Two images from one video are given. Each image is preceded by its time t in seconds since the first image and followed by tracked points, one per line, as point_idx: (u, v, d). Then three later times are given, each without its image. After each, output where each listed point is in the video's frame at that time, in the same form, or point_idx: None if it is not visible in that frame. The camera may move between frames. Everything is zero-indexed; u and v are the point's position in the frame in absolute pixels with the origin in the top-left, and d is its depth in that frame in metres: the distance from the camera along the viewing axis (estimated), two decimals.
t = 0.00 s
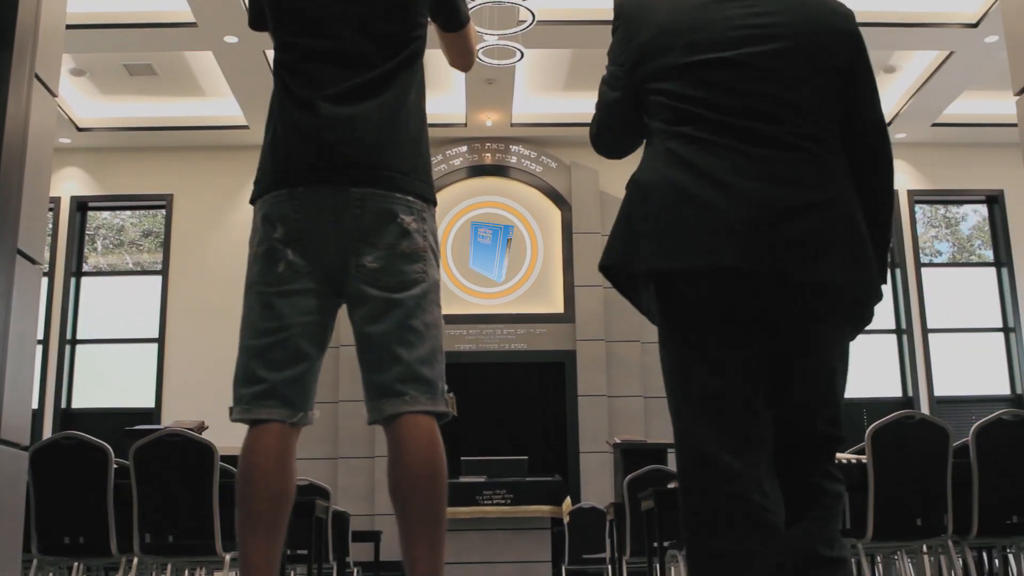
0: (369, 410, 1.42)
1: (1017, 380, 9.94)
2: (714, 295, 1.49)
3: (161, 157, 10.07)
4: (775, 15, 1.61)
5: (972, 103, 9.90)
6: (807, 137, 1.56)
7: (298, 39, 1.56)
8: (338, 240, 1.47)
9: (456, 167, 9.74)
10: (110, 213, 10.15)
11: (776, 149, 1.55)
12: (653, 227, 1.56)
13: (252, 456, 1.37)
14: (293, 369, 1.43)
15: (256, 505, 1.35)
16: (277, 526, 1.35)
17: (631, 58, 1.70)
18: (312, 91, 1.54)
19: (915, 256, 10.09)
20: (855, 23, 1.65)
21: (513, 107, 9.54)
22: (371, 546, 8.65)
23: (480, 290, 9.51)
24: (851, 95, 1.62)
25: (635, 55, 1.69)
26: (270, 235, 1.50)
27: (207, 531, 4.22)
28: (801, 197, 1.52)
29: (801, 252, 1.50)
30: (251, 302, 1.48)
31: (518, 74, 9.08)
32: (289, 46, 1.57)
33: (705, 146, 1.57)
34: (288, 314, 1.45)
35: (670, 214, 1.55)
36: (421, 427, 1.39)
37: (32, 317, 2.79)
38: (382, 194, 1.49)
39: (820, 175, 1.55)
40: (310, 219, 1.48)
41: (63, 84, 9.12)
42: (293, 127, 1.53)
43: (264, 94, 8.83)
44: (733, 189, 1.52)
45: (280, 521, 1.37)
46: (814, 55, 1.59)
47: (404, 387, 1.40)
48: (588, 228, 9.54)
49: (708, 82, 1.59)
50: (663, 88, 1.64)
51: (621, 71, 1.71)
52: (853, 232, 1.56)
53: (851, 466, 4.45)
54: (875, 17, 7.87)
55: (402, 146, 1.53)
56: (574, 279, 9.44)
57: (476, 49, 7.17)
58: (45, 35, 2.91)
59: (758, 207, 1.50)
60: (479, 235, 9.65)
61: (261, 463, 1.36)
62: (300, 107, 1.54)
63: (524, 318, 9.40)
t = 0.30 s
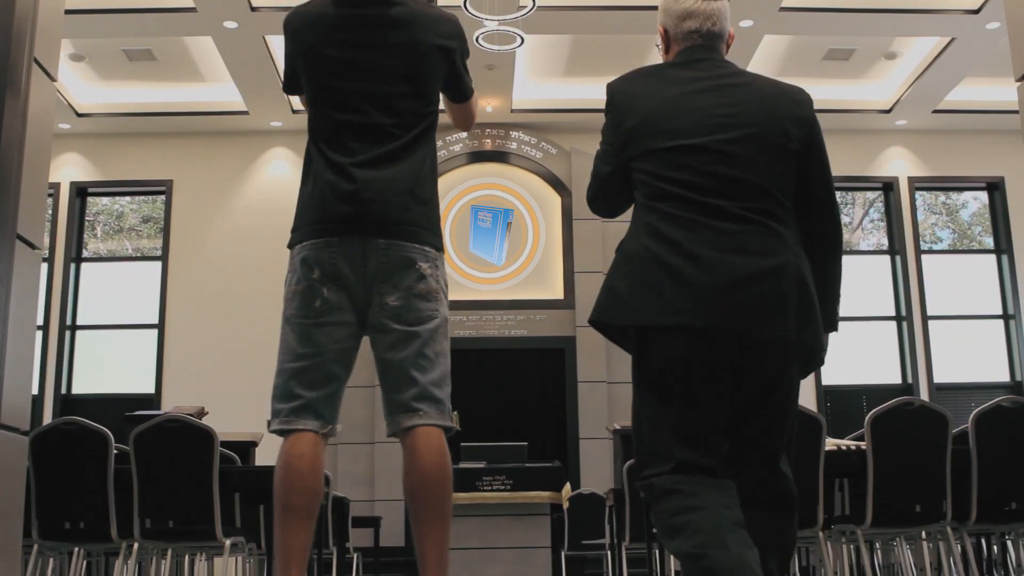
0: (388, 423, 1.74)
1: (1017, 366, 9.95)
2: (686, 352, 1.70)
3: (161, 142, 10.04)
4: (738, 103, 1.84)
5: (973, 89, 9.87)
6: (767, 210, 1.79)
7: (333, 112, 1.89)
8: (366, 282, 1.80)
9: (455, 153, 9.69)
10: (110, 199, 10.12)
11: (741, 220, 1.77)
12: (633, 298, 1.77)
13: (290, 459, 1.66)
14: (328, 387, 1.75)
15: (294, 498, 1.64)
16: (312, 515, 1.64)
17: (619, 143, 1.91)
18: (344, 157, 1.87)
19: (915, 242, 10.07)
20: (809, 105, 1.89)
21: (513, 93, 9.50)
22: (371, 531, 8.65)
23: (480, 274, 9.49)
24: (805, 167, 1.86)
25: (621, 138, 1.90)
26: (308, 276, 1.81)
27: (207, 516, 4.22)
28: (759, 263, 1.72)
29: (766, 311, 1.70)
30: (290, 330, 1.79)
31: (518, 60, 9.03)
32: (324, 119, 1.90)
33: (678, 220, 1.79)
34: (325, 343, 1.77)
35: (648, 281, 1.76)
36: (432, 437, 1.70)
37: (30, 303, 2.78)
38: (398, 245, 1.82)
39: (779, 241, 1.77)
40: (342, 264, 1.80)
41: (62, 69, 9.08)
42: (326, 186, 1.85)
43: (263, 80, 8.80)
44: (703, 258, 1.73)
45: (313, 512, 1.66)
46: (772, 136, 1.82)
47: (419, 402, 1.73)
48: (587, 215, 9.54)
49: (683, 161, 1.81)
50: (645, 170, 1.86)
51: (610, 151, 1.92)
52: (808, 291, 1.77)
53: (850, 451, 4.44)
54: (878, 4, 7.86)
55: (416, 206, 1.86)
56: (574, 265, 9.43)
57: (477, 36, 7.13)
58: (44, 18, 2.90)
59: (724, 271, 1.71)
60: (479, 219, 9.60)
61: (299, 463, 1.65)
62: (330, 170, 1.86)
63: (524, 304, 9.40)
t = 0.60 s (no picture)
0: (396, 430, 2.09)
1: (1016, 355, 9.94)
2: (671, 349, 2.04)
3: (161, 130, 10.02)
4: (716, 142, 2.19)
5: (974, 78, 9.84)
6: (741, 233, 2.13)
7: (348, 157, 2.25)
8: (375, 309, 2.15)
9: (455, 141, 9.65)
10: (110, 187, 10.10)
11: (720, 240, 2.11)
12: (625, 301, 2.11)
13: (311, 461, 2.03)
14: (343, 398, 2.11)
15: (314, 496, 2.00)
16: (329, 510, 2.00)
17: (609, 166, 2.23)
18: (358, 197, 2.22)
19: (915, 231, 10.05)
20: (776, 145, 2.24)
21: (513, 81, 9.46)
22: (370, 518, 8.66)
23: (480, 264, 9.49)
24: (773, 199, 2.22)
25: (613, 168, 2.22)
26: (326, 303, 2.16)
27: (207, 504, 4.21)
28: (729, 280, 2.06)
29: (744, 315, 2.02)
30: (312, 349, 2.16)
31: (518, 48, 9.00)
32: (341, 163, 2.26)
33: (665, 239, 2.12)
34: (340, 363, 2.13)
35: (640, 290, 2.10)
36: (430, 442, 2.05)
37: (30, 291, 2.77)
38: (405, 276, 2.18)
39: (751, 260, 2.11)
40: (356, 294, 2.16)
41: (61, 57, 9.05)
42: (341, 222, 2.21)
43: (262, 68, 8.76)
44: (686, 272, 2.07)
45: (331, 508, 2.02)
46: (746, 170, 2.16)
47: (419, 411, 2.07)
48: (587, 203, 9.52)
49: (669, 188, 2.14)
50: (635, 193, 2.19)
51: (601, 181, 2.25)
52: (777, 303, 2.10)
53: (850, 440, 4.43)
54: None
55: (421, 243, 2.22)
56: (574, 254, 9.42)
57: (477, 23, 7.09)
58: (43, 4, 2.88)
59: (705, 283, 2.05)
60: (479, 208, 9.57)
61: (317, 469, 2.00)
62: (346, 207, 2.21)
63: (525, 292, 9.38)
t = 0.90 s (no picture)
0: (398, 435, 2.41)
1: (1016, 344, 9.94)
2: (640, 363, 2.21)
3: (160, 117, 9.99)
4: (681, 170, 2.35)
5: (976, 66, 9.80)
6: (703, 256, 2.32)
7: (356, 197, 2.52)
8: (382, 331, 2.45)
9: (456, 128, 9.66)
10: (110, 174, 10.08)
11: (684, 262, 2.29)
12: (598, 316, 2.28)
13: (327, 462, 2.35)
14: (352, 407, 2.41)
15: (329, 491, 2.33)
16: (342, 507, 2.32)
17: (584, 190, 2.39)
18: (366, 232, 2.50)
19: (915, 220, 10.04)
20: (735, 174, 2.42)
21: (513, 68, 9.43)
22: (370, 506, 8.66)
23: (480, 253, 9.46)
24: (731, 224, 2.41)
25: (589, 193, 2.38)
26: (337, 325, 2.45)
27: (208, 491, 4.20)
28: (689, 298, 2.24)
29: (706, 331, 2.21)
30: (326, 366, 2.45)
31: (519, 36, 8.96)
32: (349, 201, 2.54)
33: (635, 261, 2.31)
34: (349, 377, 2.43)
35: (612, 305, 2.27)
36: (429, 448, 2.36)
37: (30, 278, 2.76)
38: (407, 301, 2.46)
39: (712, 279, 2.29)
40: (364, 317, 2.44)
41: (60, 44, 9.02)
42: (351, 254, 2.49)
43: (262, 56, 8.73)
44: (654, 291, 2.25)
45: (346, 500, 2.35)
46: (708, 197, 2.34)
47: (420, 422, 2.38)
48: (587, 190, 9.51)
49: (639, 215, 2.32)
50: (607, 216, 2.35)
51: (579, 207, 2.40)
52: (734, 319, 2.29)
53: (850, 428, 4.43)
54: None
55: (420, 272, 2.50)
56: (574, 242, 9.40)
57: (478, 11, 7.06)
58: None
59: (671, 302, 2.23)
60: (479, 198, 9.55)
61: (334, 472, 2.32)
62: (355, 242, 2.50)
63: (525, 280, 9.37)
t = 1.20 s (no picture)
0: (400, 434, 2.79)
1: (1016, 333, 9.94)
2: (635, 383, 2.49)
3: (159, 106, 9.96)
4: (673, 211, 2.60)
5: (977, 55, 9.77)
6: (691, 288, 2.58)
7: (362, 227, 2.85)
8: (385, 346, 2.80)
9: (456, 117, 9.61)
10: (109, 163, 10.06)
11: (674, 294, 2.56)
12: (597, 341, 2.56)
13: (337, 460, 2.72)
14: (360, 411, 2.79)
15: (337, 485, 2.71)
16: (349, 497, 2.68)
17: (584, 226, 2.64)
18: (370, 259, 2.83)
19: (916, 209, 10.02)
20: (719, 212, 2.68)
21: (513, 57, 9.40)
22: (370, 495, 8.67)
23: (480, 242, 9.43)
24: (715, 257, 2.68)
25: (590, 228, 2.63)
26: (347, 341, 2.80)
27: (207, 479, 4.21)
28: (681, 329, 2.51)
29: (693, 356, 2.50)
30: (336, 375, 2.81)
31: (519, 24, 8.93)
32: (357, 231, 2.86)
33: (630, 292, 2.57)
34: (357, 385, 2.79)
35: (610, 332, 2.54)
36: (426, 446, 2.74)
37: (30, 267, 2.76)
38: (411, 321, 2.81)
39: (698, 309, 2.56)
40: (370, 334, 2.79)
41: (59, 32, 8.99)
42: (359, 279, 2.82)
43: (262, 43, 8.70)
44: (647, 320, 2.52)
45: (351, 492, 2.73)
46: (696, 235, 2.60)
47: (418, 425, 2.76)
48: (587, 178, 9.50)
49: (634, 251, 2.57)
50: (605, 250, 2.60)
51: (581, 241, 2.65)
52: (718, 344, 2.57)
53: (849, 416, 4.43)
54: None
55: (421, 294, 2.84)
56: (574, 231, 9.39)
57: None
58: None
59: (662, 330, 2.51)
60: (479, 186, 9.53)
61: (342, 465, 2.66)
62: (362, 268, 2.83)
63: (525, 268, 9.35)
